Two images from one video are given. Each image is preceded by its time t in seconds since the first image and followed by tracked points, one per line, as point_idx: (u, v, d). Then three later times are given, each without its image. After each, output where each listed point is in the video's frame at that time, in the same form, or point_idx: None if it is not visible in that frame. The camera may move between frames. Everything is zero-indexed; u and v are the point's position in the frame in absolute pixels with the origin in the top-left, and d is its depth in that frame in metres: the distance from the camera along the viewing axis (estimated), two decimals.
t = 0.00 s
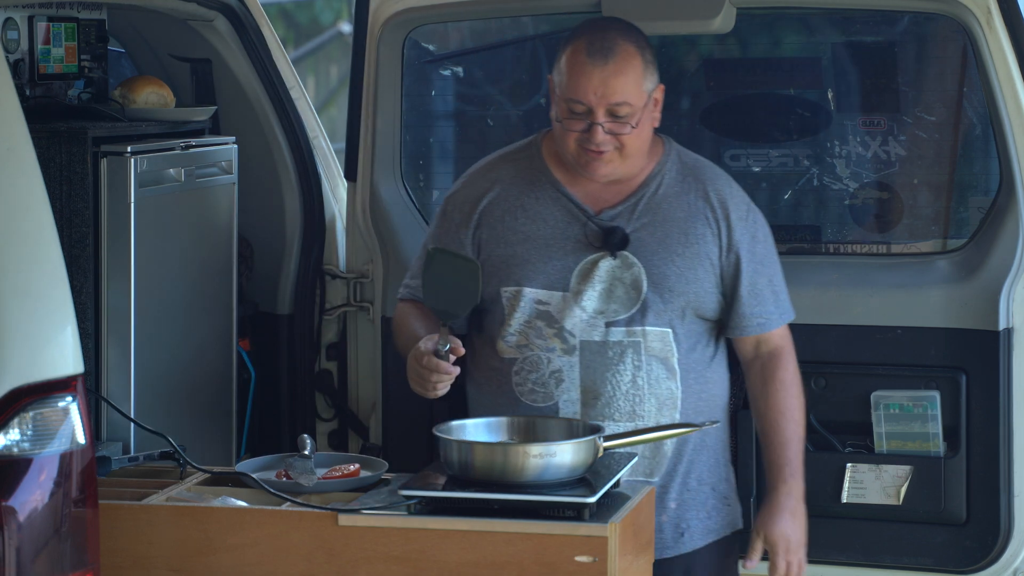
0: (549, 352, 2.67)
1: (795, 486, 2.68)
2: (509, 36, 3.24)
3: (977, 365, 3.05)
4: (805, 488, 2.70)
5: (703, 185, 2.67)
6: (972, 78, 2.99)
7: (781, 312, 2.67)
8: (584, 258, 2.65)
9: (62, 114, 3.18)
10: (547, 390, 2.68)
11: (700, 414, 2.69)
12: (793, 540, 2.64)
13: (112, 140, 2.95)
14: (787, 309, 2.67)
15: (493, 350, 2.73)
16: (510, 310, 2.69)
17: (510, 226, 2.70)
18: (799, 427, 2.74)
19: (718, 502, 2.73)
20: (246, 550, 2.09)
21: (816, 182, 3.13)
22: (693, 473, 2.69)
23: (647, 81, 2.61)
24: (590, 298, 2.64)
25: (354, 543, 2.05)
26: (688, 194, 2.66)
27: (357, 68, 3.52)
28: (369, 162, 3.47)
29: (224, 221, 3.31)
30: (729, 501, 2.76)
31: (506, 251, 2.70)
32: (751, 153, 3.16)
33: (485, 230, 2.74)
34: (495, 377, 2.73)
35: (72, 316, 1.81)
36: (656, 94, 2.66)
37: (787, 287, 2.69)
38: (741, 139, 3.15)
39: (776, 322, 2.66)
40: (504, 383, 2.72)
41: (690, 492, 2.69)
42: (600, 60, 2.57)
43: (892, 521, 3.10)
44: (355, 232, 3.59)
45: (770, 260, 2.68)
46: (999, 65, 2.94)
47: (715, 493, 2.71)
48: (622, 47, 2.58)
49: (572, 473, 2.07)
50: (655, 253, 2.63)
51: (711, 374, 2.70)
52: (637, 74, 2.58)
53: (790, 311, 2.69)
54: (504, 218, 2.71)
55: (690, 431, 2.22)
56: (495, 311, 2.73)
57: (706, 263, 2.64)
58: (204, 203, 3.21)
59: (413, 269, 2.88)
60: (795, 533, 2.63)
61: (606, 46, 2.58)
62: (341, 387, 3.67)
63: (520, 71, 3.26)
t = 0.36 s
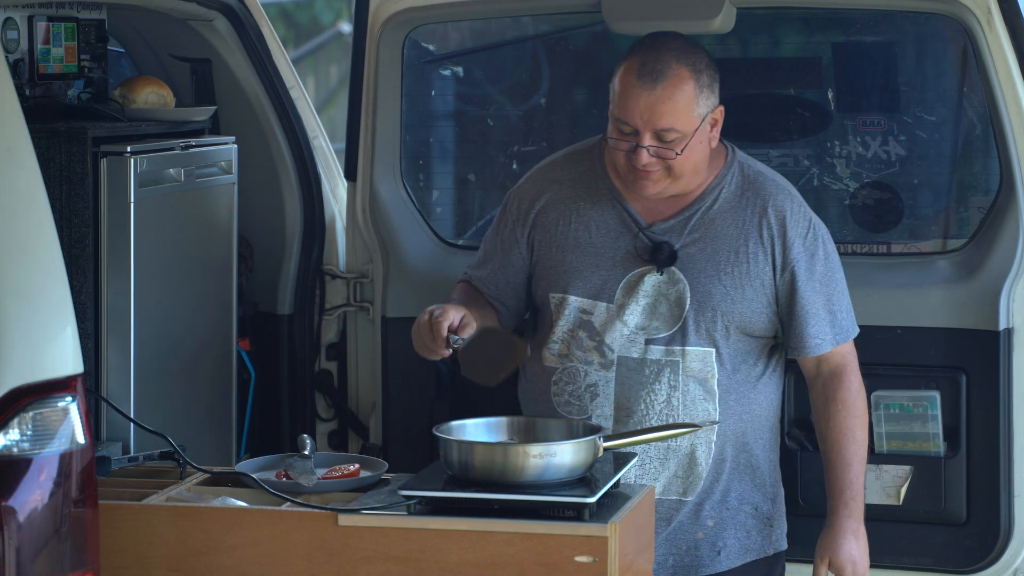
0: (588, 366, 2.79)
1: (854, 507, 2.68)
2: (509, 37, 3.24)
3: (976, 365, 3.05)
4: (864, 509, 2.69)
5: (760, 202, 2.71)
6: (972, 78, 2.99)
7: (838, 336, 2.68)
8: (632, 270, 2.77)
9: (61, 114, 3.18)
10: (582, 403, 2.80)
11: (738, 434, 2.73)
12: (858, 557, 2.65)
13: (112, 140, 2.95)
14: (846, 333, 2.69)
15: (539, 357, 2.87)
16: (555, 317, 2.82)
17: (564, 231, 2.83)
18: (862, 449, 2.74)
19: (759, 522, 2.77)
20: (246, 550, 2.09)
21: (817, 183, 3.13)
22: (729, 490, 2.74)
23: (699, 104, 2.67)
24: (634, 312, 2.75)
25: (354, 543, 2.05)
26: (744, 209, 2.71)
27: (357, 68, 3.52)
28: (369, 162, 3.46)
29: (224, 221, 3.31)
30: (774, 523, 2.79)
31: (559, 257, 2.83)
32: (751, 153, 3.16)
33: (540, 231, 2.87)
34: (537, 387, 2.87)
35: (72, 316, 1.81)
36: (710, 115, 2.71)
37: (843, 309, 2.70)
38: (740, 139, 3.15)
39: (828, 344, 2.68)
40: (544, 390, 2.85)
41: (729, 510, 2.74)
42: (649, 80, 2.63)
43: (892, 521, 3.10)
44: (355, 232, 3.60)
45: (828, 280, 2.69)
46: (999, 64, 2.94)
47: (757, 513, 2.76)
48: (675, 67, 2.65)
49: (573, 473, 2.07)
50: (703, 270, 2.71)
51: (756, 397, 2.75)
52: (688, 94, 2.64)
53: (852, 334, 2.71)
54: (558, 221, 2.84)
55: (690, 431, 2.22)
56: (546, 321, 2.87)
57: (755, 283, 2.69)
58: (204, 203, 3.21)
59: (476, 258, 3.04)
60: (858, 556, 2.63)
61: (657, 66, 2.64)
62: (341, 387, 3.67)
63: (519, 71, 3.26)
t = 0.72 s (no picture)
0: (587, 362, 2.79)
1: (817, 508, 2.61)
2: (509, 37, 3.24)
3: (976, 365, 3.05)
4: (828, 514, 2.62)
5: (766, 202, 2.70)
6: (972, 78, 2.98)
7: (837, 341, 2.66)
8: (634, 267, 2.77)
9: (61, 114, 3.18)
10: (580, 400, 2.81)
11: (738, 436, 2.73)
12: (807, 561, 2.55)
13: (112, 140, 2.95)
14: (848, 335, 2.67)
15: (539, 353, 2.87)
16: (557, 311, 2.83)
17: (569, 227, 2.84)
18: (840, 456, 2.69)
19: (760, 529, 2.77)
20: (247, 550, 2.09)
21: (818, 183, 3.13)
22: (729, 496, 2.75)
23: (704, 99, 2.66)
24: (636, 307, 2.75)
25: (354, 543, 2.05)
26: (750, 209, 2.70)
27: (356, 68, 3.51)
28: (369, 162, 3.46)
29: (224, 221, 3.31)
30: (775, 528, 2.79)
31: (562, 252, 2.84)
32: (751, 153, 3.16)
33: (545, 226, 2.88)
34: (536, 384, 2.88)
35: (72, 316, 1.81)
36: (716, 112, 2.70)
37: (844, 314, 2.68)
38: (741, 139, 3.15)
39: (830, 347, 2.66)
40: (543, 386, 2.85)
41: (729, 516, 2.75)
42: (653, 75, 2.63)
43: (892, 521, 3.10)
44: (355, 232, 3.62)
45: (830, 283, 2.67)
46: (998, 64, 2.92)
47: (756, 519, 2.76)
48: (681, 61, 2.64)
49: (573, 473, 2.07)
50: (705, 268, 2.70)
51: (756, 398, 2.74)
52: (693, 89, 2.64)
53: (853, 338, 2.69)
54: (563, 217, 2.85)
55: (690, 431, 2.22)
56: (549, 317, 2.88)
57: (758, 283, 2.68)
58: (204, 203, 3.21)
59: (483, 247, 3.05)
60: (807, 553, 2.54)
61: (662, 60, 2.64)
62: (341, 387, 3.69)
63: (519, 71, 3.26)
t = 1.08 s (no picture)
0: (578, 366, 2.79)
1: (846, 512, 2.67)
2: (509, 37, 3.24)
3: (977, 365, 3.05)
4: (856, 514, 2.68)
5: (757, 202, 2.70)
6: (972, 78, 2.98)
7: (831, 338, 2.67)
8: (625, 270, 2.76)
9: (62, 114, 3.18)
10: (571, 403, 2.80)
11: (731, 438, 2.73)
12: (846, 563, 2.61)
13: (112, 140, 2.95)
14: (839, 333, 2.68)
15: (530, 357, 2.87)
16: (548, 316, 2.82)
17: (559, 230, 2.84)
18: (856, 454, 2.72)
19: (752, 528, 2.77)
20: (247, 549, 2.09)
21: (818, 183, 3.13)
22: (721, 496, 2.73)
23: (689, 100, 2.66)
24: (627, 310, 2.75)
25: (354, 543, 2.05)
26: (740, 209, 2.70)
27: (356, 68, 3.51)
28: (369, 162, 3.46)
29: (224, 220, 3.31)
30: (767, 528, 2.80)
31: (553, 255, 2.83)
32: (751, 153, 3.16)
33: (535, 229, 2.88)
34: (527, 387, 2.86)
35: (72, 316, 1.81)
36: (701, 112, 2.70)
37: (839, 310, 2.69)
38: (741, 139, 3.15)
39: (825, 344, 2.68)
40: (533, 390, 2.84)
41: (722, 516, 2.74)
42: (638, 76, 2.62)
43: (892, 521, 3.10)
44: (355, 233, 3.62)
45: (822, 281, 2.68)
46: (998, 64, 2.92)
47: (749, 519, 2.76)
48: (665, 62, 2.64)
49: (573, 473, 2.07)
50: (698, 271, 2.70)
51: (749, 399, 2.74)
52: (678, 90, 2.64)
53: (849, 335, 2.70)
54: (553, 220, 2.85)
55: (690, 431, 2.22)
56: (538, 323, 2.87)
57: (751, 284, 2.69)
58: (204, 203, 3.21)
59: (474, 250, 3.05)
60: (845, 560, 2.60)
61: (647, 62, 2.63)
62: (341, 387, 3.69)
63: (519, 71, 3.26)
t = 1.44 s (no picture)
0: (576, 365, 2.78)
1: (816, 503, 2.64)
2: (509, 37, 3.24)
3: (977, 365, 3.05)
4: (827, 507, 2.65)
5: (749, 196, 2.71)
6: (972, 78, 2.98)
7: (825, 331, 2.68)
8: (620, 268, 2.75)
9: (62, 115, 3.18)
10: (571, 403, 2.79)
11: (731, 436, 2.73)
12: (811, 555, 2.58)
13: (112, 140, 2.95)
14: (834, 326, 2.69)
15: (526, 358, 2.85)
16: (544, 317, 2.81)
17: (551, 230, 2.82)
18: (834, 448, 2.71)
19: (753, 525, 2.78)
20: (247, 550, 2.09)
21: (818, 183, 3.13)
22: (723, 495, 2.74)
23: (682, 96, 2.65)
24: (625, 308, 2.74)
25: (354, 543, 2.05)
26: (733, 203, 2.71)
27: (356, 68, 3.51)
28: (368, 162, 3.46)
29: (224, 220, 3.31)
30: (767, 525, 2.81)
31: (546, 255, 2.82)
32: (751, 153, 3.16)
33: (526, 231, 2.86)
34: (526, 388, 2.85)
35: (72, 316, 1.81)
36: (694, 108, 2.70)
37: (832, 303, 2.69)
38: (741, 139, 3.15)
39: (818, 337, 2.68)
40: (531, 391, 2.83)
41: (724, 515, 2.74)
42: (631, 73, 2.62)
43: (892, 521, 3.10)
44: (355, 232, 3.62)
45: (814, 275, 2.68)
46: (998, 64, 2.92)
47: (749, 516, 2.77)
48: (657, 58, 2.64)
49: (572, 474, 2.07)
50: (693, 266, 2.70)
51: (747, 395, 2.75)
52: (670, 87, 2.63)
53: (841, 328, 2.70)
54: (544, 220, 2.83)
55: (690, 431, 2.22)
56: (533, 324, 2.85)
57: (746, 278, 2.69)
58: (204, 203, 3.21)
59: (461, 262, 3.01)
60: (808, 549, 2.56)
61: (639, 58, 2.63)
62: (341, 387, 3.69)
63: (519, 71, 3.26)
